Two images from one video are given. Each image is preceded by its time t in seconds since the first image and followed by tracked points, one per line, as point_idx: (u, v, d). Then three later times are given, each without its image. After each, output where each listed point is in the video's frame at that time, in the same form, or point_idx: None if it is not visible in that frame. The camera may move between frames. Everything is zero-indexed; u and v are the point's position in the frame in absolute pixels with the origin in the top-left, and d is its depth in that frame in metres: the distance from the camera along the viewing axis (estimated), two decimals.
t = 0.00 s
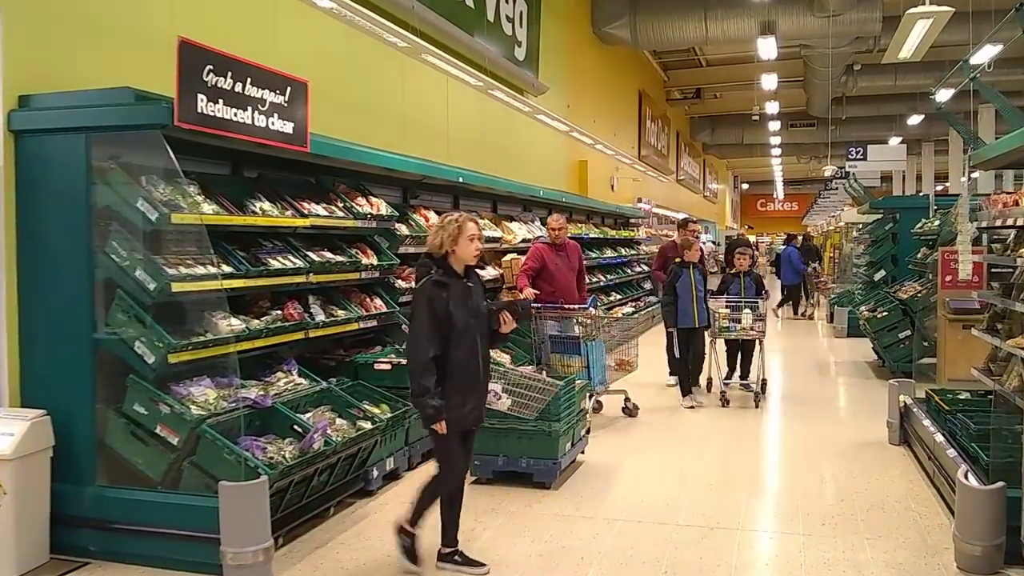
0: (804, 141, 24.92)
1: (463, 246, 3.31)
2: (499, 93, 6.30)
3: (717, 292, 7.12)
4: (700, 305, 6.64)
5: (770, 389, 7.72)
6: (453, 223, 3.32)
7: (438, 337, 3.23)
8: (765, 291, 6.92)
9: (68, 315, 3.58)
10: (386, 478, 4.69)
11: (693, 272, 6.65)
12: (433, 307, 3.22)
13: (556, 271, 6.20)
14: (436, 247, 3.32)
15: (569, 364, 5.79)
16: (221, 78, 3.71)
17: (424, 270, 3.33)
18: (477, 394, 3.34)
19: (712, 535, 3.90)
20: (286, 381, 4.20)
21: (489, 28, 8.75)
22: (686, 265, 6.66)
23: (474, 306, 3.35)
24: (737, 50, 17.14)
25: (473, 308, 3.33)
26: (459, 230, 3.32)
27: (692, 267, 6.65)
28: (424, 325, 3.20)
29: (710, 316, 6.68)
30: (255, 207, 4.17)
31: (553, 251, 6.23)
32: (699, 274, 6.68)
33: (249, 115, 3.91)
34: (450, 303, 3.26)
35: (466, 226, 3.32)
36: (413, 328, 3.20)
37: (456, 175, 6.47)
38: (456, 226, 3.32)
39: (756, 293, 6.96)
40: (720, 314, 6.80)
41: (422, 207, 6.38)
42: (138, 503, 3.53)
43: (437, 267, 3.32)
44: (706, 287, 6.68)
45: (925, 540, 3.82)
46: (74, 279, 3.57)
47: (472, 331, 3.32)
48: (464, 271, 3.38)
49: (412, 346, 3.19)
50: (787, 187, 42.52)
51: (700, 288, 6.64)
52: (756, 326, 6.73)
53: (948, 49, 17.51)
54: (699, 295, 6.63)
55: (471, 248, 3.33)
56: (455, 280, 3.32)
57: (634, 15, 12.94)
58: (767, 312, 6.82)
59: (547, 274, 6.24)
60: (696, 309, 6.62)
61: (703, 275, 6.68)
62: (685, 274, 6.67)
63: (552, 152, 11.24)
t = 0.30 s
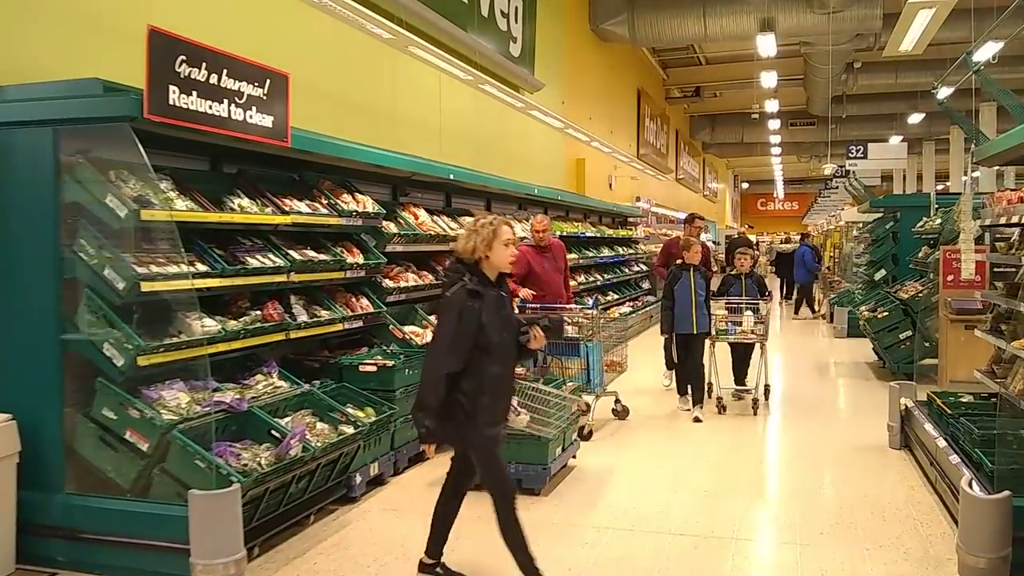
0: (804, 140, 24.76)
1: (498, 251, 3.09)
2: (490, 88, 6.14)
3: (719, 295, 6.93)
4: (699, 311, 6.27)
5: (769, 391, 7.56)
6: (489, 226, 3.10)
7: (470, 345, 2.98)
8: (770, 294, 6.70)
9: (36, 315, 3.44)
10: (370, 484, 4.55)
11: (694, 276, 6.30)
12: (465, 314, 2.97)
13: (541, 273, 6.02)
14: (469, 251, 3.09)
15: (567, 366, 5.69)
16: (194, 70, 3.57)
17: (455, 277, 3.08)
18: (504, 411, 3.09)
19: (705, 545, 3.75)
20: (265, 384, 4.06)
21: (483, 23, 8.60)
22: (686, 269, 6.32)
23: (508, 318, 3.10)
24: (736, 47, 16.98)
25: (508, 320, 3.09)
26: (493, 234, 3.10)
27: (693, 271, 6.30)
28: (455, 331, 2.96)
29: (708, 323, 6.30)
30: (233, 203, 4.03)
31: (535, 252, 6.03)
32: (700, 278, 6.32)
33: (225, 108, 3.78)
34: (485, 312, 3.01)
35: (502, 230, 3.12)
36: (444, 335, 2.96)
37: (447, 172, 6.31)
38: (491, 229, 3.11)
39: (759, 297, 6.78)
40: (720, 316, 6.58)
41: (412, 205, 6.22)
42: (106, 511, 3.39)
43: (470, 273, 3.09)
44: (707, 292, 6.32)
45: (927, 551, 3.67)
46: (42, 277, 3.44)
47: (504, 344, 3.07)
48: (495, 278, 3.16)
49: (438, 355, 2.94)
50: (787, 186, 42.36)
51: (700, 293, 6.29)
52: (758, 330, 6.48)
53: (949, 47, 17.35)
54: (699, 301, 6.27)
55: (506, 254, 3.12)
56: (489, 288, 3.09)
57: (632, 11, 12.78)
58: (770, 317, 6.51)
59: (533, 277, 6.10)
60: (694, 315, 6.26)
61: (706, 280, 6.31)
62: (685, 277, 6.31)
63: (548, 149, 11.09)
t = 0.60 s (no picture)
0: (807, 139, 24.61)
1: (552, 252, 2.87)
2: (485, 85, 5.99)
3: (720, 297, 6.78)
4: (696, 314, 6.10)
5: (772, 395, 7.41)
6: (541, 225, 2.87)
7: (533, 360, 2.66)
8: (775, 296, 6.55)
9: (6, 320, 3.30)
10: (359, 493, 4.40)
11: (691, 277, 6.12)
12: (525, 324, 2.66)
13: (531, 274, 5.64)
14: (521, 253, 2.87)
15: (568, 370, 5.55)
16: (171, 64, 3.44)
17: (509, 283, 2.82)
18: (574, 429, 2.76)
19: (704, 558, 3.60)
20: (249, 390, 3.92)
21: (480, 20, 8.45)
22: (683, 269, 6.15)
23: (571, 324, 2.79)
24: (738, 45, 16.82)
25: (570, 326, 2.77)
26: (546, 234, 2.87)
27: (690, 271, 6.12)
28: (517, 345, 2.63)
29: (707, 326, 6.12)
30: (214, 204, 3.90)
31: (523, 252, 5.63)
32: (698, 279, 6.11)
33: (205, 104, 3.64)
34: (547, 318, 2.70)
35: (555, 229, 2.89)
36: (503, 349, 2.65)
37: (441, 171, 6.16)
38: (543, 229, 2.88)
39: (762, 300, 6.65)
40: (721, 321, 6.35)
41: (405, 204, 6.07)
42: (80, 524, 3.25)
43: (524, 277, 2.84)
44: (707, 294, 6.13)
45: (936, 565, 3.52)
46: (11, 279, 3.30)
47: (569, 353, 2.75)
48: (549, 281, 2.93)
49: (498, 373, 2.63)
50: (789, 186, 42.18)
51: (697, 294, 6.11)
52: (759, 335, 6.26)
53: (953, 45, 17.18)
54: (696, 303, 6.10)
55: (560, 255, 2.90)
56: (546, 293, 2.81)
57: (632, 9, 12.63)
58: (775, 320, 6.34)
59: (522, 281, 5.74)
60: (689, 317, 6.11)
61: (706, 281, 6.11)
62: (682, 279, 6.15)
63: (546, 148, 10.94)
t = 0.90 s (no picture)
0: (812, 138, 24.40)
1: (627, 248, 2.52)
2: (485, 79, 5.84)
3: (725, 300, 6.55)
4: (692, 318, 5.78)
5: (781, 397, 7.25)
6: (615, 217, 2.54)
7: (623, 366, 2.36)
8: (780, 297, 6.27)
9: None
10: (354, 500, 4.25)
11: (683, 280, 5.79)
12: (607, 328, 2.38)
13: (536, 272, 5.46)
14: (589, 247, 2.55)
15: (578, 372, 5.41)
16: (155, 53, 3.29)
17: (580, 284, 2.47)
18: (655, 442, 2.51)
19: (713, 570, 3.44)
20: (239, 393, 3.78)
21: (481, 15, 8.30)
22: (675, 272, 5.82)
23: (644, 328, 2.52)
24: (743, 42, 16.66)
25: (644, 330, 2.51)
26: (620, 228, 2.53)
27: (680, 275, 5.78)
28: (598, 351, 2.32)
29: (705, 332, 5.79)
30: (202, 200, 3.76)
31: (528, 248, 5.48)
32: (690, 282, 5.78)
33: (191, 96, 3.50)
34: (624, 321, 2.41)
35: (631, 221, 2.55)
36: (593, 357, 2.30)
37: (440, 167, 6.01)
38: (616, 221, 2.55)
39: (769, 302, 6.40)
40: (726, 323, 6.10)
41: (403, 201, 5.92)
42: (59, 533, 3.11)
43: (595, 275, 2.51)
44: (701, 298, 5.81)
45: None
46: None
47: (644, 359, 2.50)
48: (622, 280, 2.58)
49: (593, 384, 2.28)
50: (793, 185, 41.99)
51: (690, 300, 5.77)
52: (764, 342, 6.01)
53: (960, 43, 17.00)
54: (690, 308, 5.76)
55: (635, 250, 2.54)
56: (621, 294, 2.50)
57: (636, 5, 12.46)
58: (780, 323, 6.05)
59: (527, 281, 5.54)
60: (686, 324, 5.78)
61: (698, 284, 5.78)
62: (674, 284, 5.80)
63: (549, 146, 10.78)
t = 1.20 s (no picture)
0: (815, 138, 24.22)
1: (749, 250, 2.15)
2: (485, 76, 5.67)
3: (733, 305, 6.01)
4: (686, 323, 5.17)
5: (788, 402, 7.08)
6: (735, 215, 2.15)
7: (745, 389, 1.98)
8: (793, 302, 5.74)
9: None
10: (349, 512, 4.10)
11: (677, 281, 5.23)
12: (732, 344, 1.98)
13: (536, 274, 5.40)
14: (708, 251, 2.18)
15: (585, 378, 5.25)
16: (139, 47, 3.14)
17: (700, 294, 2.12)
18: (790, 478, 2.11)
19: None
20: (228, 403, 3.62)
21: (482, 12, 8.15)
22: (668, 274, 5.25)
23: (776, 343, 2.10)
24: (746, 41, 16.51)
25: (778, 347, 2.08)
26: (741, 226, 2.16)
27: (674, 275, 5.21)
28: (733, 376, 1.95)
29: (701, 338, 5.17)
30: (190, 200, 3.61)
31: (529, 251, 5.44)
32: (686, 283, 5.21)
33: (178, 91, 3.35)
34: (755, 333, 2.01)
35: (753, 220, 2.17)
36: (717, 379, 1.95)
37: (439, 167, 5.84)
38: (737, 219, 2.16)
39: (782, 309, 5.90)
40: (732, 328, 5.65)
41: (401, 202, 5.76)
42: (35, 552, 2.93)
43: (716, 282, 2.15)
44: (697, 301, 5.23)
45: None
46: None
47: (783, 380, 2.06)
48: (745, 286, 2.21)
49: (729, 420, 1.93)
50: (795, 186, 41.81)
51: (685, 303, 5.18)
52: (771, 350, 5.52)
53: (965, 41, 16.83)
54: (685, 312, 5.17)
55: (760, 252, 2.17)
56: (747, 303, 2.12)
57: (638, 4, 12.31)
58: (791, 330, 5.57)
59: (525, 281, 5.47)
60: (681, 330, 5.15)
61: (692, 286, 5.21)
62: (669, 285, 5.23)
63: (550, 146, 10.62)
